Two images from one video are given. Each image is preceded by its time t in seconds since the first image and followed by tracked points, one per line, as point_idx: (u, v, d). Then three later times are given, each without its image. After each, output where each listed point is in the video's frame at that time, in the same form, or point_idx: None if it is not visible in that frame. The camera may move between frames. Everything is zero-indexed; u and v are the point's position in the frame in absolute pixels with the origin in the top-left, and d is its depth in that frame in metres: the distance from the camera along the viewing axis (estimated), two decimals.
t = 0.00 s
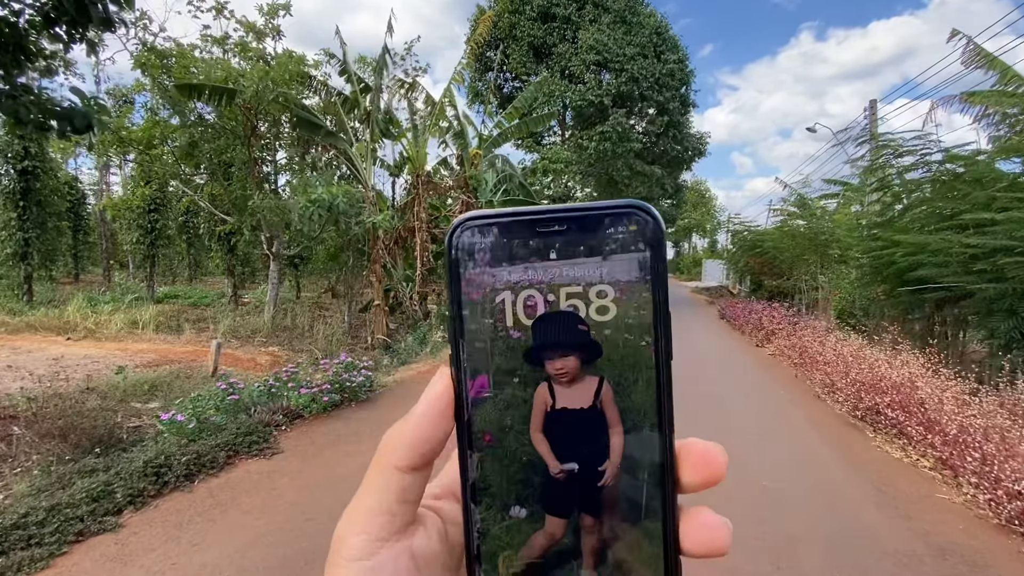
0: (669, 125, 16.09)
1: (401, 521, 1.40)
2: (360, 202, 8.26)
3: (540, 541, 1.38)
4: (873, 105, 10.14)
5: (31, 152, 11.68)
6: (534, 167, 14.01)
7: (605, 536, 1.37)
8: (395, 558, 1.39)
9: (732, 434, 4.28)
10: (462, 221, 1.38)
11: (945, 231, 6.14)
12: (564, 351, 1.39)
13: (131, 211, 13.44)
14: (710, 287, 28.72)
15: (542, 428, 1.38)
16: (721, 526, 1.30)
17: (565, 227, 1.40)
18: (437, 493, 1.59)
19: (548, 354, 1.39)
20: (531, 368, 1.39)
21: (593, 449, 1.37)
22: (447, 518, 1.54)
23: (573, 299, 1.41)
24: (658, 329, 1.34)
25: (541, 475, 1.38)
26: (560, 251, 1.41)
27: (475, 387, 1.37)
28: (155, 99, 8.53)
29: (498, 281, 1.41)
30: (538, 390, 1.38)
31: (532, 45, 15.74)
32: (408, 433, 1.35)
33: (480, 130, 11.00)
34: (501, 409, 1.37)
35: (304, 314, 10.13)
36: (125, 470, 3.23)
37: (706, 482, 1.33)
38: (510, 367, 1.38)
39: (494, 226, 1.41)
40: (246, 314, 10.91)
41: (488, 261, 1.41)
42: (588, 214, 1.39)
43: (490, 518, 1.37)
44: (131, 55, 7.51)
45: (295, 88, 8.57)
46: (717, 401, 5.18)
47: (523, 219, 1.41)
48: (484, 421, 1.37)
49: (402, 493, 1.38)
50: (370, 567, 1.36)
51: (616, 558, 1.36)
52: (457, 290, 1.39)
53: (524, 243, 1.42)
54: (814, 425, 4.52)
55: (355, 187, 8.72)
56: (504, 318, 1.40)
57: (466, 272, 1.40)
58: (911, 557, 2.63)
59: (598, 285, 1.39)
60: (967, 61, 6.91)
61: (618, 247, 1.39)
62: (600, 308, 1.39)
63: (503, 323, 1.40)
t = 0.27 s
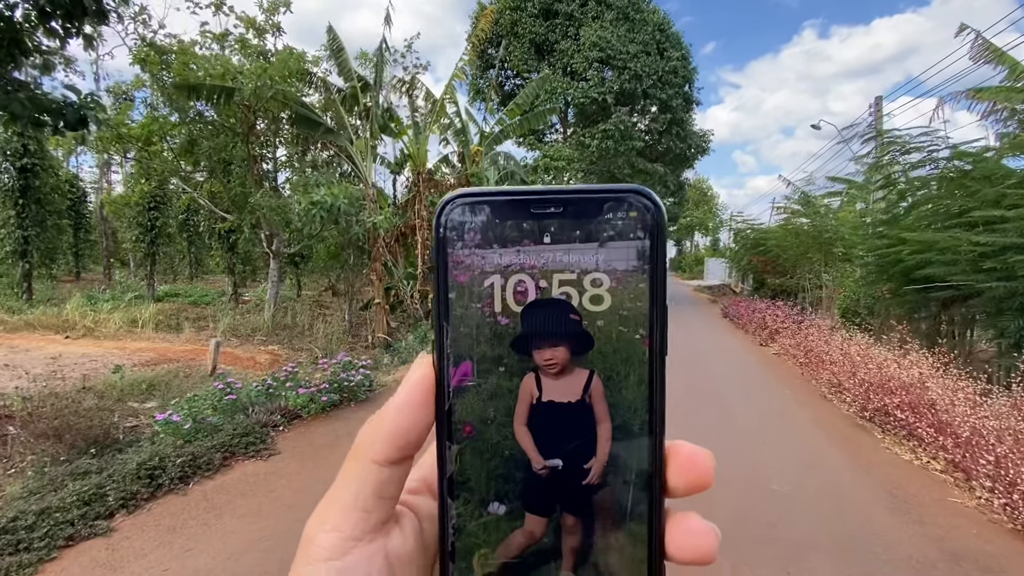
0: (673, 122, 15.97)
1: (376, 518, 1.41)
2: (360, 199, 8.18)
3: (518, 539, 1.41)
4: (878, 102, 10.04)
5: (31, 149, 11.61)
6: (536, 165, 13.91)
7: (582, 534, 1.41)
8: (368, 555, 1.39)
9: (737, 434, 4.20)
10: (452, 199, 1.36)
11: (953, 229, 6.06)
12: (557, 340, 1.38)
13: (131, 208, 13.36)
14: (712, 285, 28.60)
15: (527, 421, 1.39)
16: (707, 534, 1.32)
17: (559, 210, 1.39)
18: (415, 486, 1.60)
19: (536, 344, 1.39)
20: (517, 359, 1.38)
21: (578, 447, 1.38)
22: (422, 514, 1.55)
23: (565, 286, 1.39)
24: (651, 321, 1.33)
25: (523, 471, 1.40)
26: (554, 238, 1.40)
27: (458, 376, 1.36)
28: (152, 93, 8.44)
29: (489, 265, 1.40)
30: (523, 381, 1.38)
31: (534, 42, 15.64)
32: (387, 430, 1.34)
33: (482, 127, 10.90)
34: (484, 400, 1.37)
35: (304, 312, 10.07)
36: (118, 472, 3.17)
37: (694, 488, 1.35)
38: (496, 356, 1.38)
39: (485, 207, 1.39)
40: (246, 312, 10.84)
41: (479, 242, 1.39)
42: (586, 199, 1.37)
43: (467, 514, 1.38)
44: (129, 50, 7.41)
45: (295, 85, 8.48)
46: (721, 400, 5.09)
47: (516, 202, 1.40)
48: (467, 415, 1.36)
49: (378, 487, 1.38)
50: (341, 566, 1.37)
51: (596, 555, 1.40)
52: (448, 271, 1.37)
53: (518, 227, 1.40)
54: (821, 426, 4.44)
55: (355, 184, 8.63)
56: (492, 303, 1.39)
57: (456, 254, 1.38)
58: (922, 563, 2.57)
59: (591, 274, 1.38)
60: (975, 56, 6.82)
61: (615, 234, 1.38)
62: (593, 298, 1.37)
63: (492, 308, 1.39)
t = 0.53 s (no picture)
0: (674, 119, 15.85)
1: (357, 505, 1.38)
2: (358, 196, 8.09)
3: (519, 531, 1.40)
4: (882, 99, 9.94)
5: (27, 146, 11.53)
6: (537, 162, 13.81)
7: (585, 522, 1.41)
8: (349, 541, 1.37)
9: (737, 434, 4.14)
10: (450, 165, 1.34)
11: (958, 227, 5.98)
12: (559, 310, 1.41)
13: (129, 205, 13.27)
14: (714, 284, 28.47)
15: (527, 400, 1.40)
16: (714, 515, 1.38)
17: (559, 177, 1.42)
18: (400, 474, 1.58)
19: (536, 317, 1.40)
20: (516, 331, 1.39)
21: (579, 428, 1.40)
22: (408, 500, 1.54)
23: (565, 256, 1.42)
24: (652, 289, 1.36)
25: (523, 454, 1.41)
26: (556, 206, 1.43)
27: (454, 351, 1.34)
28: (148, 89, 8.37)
29: (488, 233, 1.41)
30: (523, 356, 1.40)
31: (535, 39, 15.54)
32: (373, 413, 1.31)
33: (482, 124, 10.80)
34: (482, 376, 1.37)
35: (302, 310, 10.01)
36: (107, 473, 3.11)
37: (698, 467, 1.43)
38: (494, 329, 1.38)
39: (482, 175, 1.39)
40: (244, 310, 10.77)
41: (478, 210, 1.40)
42: (589, 168, 1.41)
43: (464, 504, 1.36)
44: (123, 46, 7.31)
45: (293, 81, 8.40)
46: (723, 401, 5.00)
47: (515, 169, 1.41)
48: (463, 394, 1.35)
49: (363, 472, 1.35)
50: (316, 554, 1.34)
51: (601, 544, 1.41)
52: (448, 240, 1.36)
53: (520, 195, 1.43)
54: (824, 427, 4.37)
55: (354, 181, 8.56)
56: (491, 272, 1.40)
57: (457, 220, 1.38)
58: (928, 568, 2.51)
59: (593, 243, 1.42)
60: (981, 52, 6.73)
61: (616, 203, 1.42)
62: (595, 268, 1.41)
63: (491, 277, 1.39)
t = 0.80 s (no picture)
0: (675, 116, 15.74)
1: (352, 477, 1.29)
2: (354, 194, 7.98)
3: (501, 520, 1.26)
4: (886, 94, 9.80)
5: (23, 144, 11.47)
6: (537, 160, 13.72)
7: (570, 515, 1.27)
8: (340, 516, 1.27)
9: (737, 437, 4.02)
10: (452, 168, 1.32)
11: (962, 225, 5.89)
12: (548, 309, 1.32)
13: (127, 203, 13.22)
14: (715, 282, 28.41)
15: (514, 386, 1.28)
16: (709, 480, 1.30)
17: (554, 183, 1.38)
18: (394, 452, 1.46)
19: (526, 309, 1.31)
20: (506, 322, 1.30)
21: (567, 415, 1.29)
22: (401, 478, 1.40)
23: (554, 257, 1.35)
24: (638, 290, 1.32)
25: (509, 440, 1.27)
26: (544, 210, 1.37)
27: (446, 339, 1.25)
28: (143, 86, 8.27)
29: (479, 231, 1.33)
30: (510, 347, 1.29)
31: (534, 36, 15.44)
32: (365, 381, 1.24)
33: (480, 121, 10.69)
34: (472, 363, 1.26)
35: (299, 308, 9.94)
36: (89, 477, 3.04)
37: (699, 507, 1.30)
38: (486, 319, 1.29)
39: (483, 177, 1.34)
40: (241, 308, 10.70)
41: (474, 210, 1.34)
42: (573, 178, 1.38)
43: (446, 490, 1.22)
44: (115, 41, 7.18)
45: (289, 78, 8.30)
46: (724, 401, 4.91)
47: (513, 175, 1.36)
48: (454, 379, 1.24)
49: (355, 444, 1.27)
50: (309, 526, 1.25)
51: (585, 542, 1.27)
52: (440, 233, 1.30)
53: (509, 195, 1.35)
54: (826, 429, 4.28)
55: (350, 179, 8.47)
56: (484, 268, 1.31)
57: (447, 218, 1.31)
58: None
59: (579, 246, 1.35)
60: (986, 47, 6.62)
61: (599, 212, 1.38)
62: (581, 268, 1.33)
63: (482, 272, 1.31)
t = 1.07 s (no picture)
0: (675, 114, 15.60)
1: (338, 472, 1.37)
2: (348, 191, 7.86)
3: (480, 541, 1.25)
4: (889, 90, 9.67)
5: (16, 141, 11.35)
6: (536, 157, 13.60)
7: (551, 539, 1.25)
8: (321, 509, 1.33)
9: (737, 439, 3.94)
10: (456, 203, 1.49)
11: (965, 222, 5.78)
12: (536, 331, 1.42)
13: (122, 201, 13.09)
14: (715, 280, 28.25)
15: (500, 405, 1.34)
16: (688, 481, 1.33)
17: (548, 221, 1.52)
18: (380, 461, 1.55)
19: (516, 331, 1.41)
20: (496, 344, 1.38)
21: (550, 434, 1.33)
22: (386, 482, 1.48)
23: (543, 284, 1.47)
24: (623, 314, 1.41)
25: (492, 457, 1.31)
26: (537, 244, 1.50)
27: (440, 355, 1.34)
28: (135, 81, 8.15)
29: (477, 260, 1.47)
30: (500, 365, 1.37)
31: (534, 32, 15.30)
32: (356, 384, 1.33)
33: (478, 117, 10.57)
34: (461, 380, 1.34)
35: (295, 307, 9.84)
36: (66, 482, 2.95)
37: (668, 489, 1.34)
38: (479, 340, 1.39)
39: (483, 213, 1.51)
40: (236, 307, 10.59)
41: (473, 240, 1.49)
42: (564, 216, 1.52)
43: (427, 504, 1.24)
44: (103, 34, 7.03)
45: (283, 73, 8.18)
46: (722, 402, 4.83)
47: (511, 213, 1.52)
48: (444, 393, 1.32)
49: (339, 440, 1.37)
50: (293, 515, 1.31)
51: (565, 568, 1.23)
52: (440, 260, 1.44)
53: (505, 231, 1.51)
54: (826, 430, 4.19)
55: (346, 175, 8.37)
56: (480, 291, 1.43)
57: (449, 248, 1.46)
58: None
59: (568, 276, 1.48)
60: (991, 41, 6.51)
61: (590, 246, 1.51)
62: (568, 296, 1.46)
63: (477, 295, 1.42)
